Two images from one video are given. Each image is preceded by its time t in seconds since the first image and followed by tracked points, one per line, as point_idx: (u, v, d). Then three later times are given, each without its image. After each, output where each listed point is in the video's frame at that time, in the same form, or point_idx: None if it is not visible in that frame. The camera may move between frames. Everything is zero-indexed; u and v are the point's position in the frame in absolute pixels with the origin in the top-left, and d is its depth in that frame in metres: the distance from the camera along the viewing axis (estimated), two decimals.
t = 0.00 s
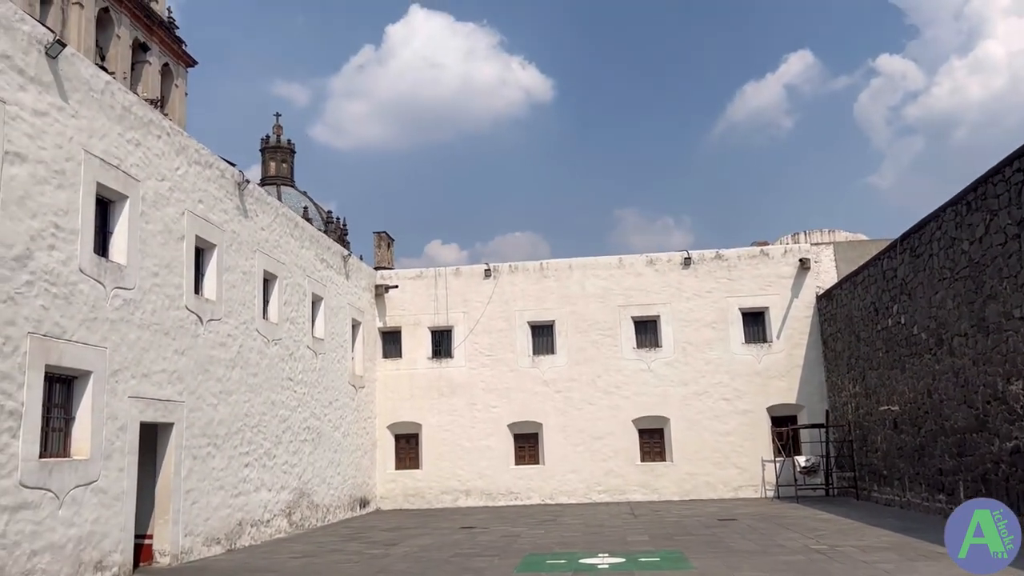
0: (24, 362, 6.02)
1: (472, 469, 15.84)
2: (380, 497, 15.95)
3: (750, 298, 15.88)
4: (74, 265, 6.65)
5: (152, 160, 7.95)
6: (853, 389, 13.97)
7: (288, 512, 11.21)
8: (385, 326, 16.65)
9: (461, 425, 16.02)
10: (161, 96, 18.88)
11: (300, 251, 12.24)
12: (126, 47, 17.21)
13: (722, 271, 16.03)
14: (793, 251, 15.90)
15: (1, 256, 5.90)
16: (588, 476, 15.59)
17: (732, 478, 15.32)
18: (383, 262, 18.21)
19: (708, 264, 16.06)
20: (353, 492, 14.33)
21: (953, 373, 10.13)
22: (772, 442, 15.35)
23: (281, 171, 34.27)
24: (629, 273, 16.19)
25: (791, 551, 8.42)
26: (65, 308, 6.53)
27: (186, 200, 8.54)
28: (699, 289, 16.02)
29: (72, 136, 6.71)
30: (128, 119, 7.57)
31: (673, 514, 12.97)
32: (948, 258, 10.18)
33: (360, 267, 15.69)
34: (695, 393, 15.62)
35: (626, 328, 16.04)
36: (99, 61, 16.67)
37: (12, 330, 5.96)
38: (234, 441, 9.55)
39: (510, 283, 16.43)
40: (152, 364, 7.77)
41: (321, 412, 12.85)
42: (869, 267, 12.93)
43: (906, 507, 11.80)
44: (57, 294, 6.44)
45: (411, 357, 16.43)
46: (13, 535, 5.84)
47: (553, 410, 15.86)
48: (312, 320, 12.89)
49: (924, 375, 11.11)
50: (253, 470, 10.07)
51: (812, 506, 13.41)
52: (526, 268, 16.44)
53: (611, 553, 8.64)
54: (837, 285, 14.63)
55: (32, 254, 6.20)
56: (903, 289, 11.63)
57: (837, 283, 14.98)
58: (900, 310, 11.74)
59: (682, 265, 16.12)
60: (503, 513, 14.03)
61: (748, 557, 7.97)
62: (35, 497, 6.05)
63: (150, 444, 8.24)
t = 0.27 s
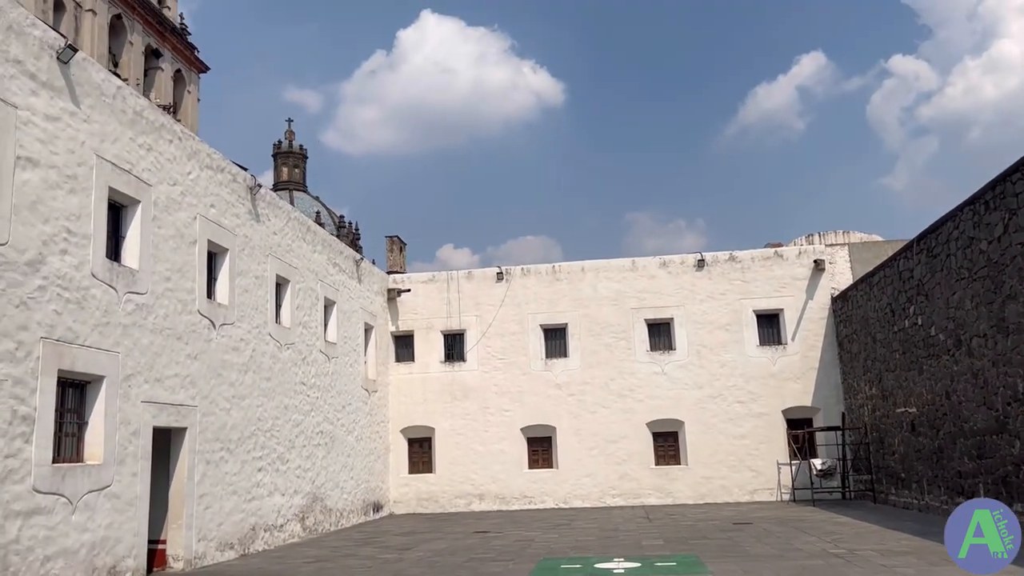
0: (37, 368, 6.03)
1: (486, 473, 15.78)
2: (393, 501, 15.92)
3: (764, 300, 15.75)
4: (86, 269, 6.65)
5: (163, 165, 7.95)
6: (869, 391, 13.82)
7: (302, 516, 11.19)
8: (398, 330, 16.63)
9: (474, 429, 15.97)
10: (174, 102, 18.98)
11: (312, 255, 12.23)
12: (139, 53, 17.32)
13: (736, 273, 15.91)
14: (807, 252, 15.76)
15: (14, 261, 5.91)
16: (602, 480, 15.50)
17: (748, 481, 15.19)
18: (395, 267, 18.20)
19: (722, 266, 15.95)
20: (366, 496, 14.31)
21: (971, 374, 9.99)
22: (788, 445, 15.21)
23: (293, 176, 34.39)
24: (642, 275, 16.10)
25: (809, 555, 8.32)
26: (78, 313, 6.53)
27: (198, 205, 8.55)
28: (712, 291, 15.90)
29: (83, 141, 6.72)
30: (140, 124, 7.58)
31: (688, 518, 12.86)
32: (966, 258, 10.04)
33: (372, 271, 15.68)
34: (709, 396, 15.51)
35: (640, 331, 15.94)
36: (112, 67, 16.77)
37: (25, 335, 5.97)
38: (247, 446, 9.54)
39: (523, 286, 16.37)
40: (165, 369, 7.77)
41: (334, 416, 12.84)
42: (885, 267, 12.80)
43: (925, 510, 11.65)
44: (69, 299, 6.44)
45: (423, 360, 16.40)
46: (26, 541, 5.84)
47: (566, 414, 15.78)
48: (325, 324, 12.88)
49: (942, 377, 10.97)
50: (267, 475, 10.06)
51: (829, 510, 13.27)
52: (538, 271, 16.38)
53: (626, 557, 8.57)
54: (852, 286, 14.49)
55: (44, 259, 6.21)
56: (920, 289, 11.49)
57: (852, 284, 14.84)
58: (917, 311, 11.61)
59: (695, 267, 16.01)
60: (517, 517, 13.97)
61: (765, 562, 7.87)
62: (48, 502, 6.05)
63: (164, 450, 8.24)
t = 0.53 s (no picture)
0: (52, 373, 6.05)
1: (500, 477, 15.72)
2: (408, 506, 15.89)
3: (780, 302, 15.62)
4: (100, 274, 6.67)
5: (177, 170, 7.97)
6: (887, 393, 13.66)
7: (317, 521, 11.18)
8: (411, 333, 16.62)
9: (488, 432, 15.92)
10: (187, 108, 19.08)
11: (325, 259, 12.23)
12: (152, 60, 17.42)
13: (751, 275, 15.79)
14: (823, 253, 15.62)
15: (28, 266, 5.93)
16: (617, 483, 15.42)
17: (765, 485, 15.06)
18: (408, 270, 18.19)
19: (737, 267, 15.84)
20: (381, 500, 14.29)
21: (992, 375, 9.84)
22: (805, 448, 15.07)
23: (306, 181, 34.51)
24: (656, 277, 16.01)
25: (828, 559, 8.21)
26: (92, 318, 6.55)
27: (211, 210, 8.56)
28: (727, 292, 15.79)
29: (97, 146, 6.74)
30: (153, 129, 7.60)
31: (704, 521, 12.75)
32: (985, 258, 9.90)
33: (385, 275, 15.68)
34: (725, 399, 15.39)
35: (654, 333, 15.84)
36: (126, 74, 16.88)
37: (40, 340, 5.98)
38: (262, 450, 9.54)
39: (536, 289, 16.32)
40: (179, 374, 7.77)
41: (348, 420, 12.83)
42: (902, 268, 12.65)
43: (945, 513, 11.49)
44: (83, 304, 6.46)
45: (437, 364, 16.38)
46: (42, 546, 5.85)
47: (580, 417, 15.71)
48: (339, 328, 12.87)
49: (962, 378, 10.82)
50: (281, 479, 10.05)
51: (847, 513, 13.13)
52: (552, 273, 16.32)
53: (643, 561, 8.49)
54: (869, 287, 14.34)
55: (58, 264, 6.23)
56: (938, 289, 11.35)
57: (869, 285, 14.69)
58: (936, 312, 11.46)
59: (710, 269, 15.90)
60: (532, 521, 13.90)
61: (784, 566, 7.78)
62: (64, 508, 6.06)
63: (178, 455, 8.24)
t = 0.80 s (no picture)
0: (70, 378, 6.08)
1: (517, 481, 15.67)
2: (425, 509, 15.87)
3: (798, 303, 15.48)
4: (118, 279, 6.70)
5: (193, 175, 8.00)
6: (908, 394, 13.49)
7: (334, 525, 11.18)
8: (427, 337, 16.61)
9: (505, 436, 15.87)
10: (204, 115, 19.20)
11: (341, 263, 12.25)
12: (169, 67, 17.54)
13: (769, 276, 15.65)
14: (842, 253, 15.46)
15: (46, 272, 5.97)
16: (635, 486, 15.32)
17: (784, 487, 14.92)
18: (424, 274, 18.20)
19: (754, 268, 15.71)
20: (398, 504, 14.28)
21: (1015, 375, 9.68)
22: (824, 450, 14.91)
23: (322, 187, 34.67)
24: (672, 279, 15.91)
25: (850, 562, 8.09)
26: (110, 323, 6.57)
27: (227, 215, 8.59)
28: (745, 294, 15.67)
29: (113, 152, 6.78)
30: (169, 135, 7.63)
31: (723, 524, 12.63)
32: (1008, 256, 9.74)
33: (401, 279, 15.68)
34: (743, 401, 15.26)
35: (671, 335, 15.74)
36: (143, 80, 17.02)
37: (58, 346, 6.01)
38: (279, 454, 9.55)
39: (552, 291, 16.27)
40: (196, 378, 7.79)
41: (365, 424, 12.83)
42: (922, 267, 12.49)
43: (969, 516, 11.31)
44: (101, 309, 6.48)
45: (453, 367, 16.36)
46: (61, 551, 5.87)
47: (598, 420, 15.63)
48: (355, 332, 12.88)
49: (985, 378, 10.65)
50: (299, 483, 10.06)
51: (869, 516, 12.96)
52: (567, 276, 16.27)
53: (661, 565, 8.41)
54: (889, 287, 14.17)
55: (76, 269, 6.26)
56: (960, 289, 11.18)
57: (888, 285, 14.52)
58: (957, 311, 11.30)
59: (727, 270, 15.78)
60: (550, 525, 13.84)
61: (805, 570, 7.67)
62: (82, 512, 6.08)
63: (196, 459, 8.26)
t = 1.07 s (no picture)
0: (90, 385, 6.11)
1: (537, 485, 15.60)
2: (445, 514, 15.84)
3: (820, 305, 15.30)
4: (137, 286, 6.73)
5: (211, 182, 8.03)
6: (933, 397, 13.27)
7: (354, 530, 11.17)
8: (446, 341, 16.60)
9: (524, 440, 15.81)
10: (222, 122, 19.32)
11: (360, 268, 12.26)
12: (189, 75, 17.70)
13: (790, 278, 15.49)
14: (864, 255, 15.26)
15: (66, 279, 6.00)
16: (656, 491, 15.20)
17: (807, 492, 14.74)
18: (443, 279, 18.20)
19: (775, 270, 15.55)
20: (418, 509, 14.26)
21: None
22: (848, 454, 14.71)
23: (341, 193, 34.82)
24: (692, 281, 15.79)
25: (876, 568, 7.95)
26: (129, 330, 6.60)
27: (246, 221, 8.62)
28: (765, 296, 15.51)
29: (132, 159, 6.81)
30: (188, 141, 7.67)
31: (745, 529, 12.48)
32: None
33: (420, 283, 15.68)
34: (765, 404, 15.10)
35: (691, 338, 15.62)
36: (163, 88, 17.18)
37: (78, 352, 6.04)
38: (299, 460, 9.56)
39: (571, 295, 16.20)
40: (216, 384, 7.82)
41: (384, 429, 12.82)
42: (947, 268, 12.29)
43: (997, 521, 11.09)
44: (121, 316, 6.51)
45: (472, 372, 16.33)
46: (82, 557, 5.89)
47: (618, 424, 15.53)
48: (374, 337, 12.89)
49: (1012, 381, 10.44)
50: (318, 488, 10.06)
51: (894, 521, 12.76)
52: (586, 279, 16.19)
53: (683, 572, 8.30)
54: (912, 288, 13.96)
55: (96, 276, 6.29)
56: (986, 290, 10.98)
57: (912, 286, 14.31)
58: (983, 313, 11.10)
59: (748, 272, 15.64)
60: (570, 530, 13.75)
61: None
62: (103, 518, 6.10)
63: (217, 465, 8.28)
